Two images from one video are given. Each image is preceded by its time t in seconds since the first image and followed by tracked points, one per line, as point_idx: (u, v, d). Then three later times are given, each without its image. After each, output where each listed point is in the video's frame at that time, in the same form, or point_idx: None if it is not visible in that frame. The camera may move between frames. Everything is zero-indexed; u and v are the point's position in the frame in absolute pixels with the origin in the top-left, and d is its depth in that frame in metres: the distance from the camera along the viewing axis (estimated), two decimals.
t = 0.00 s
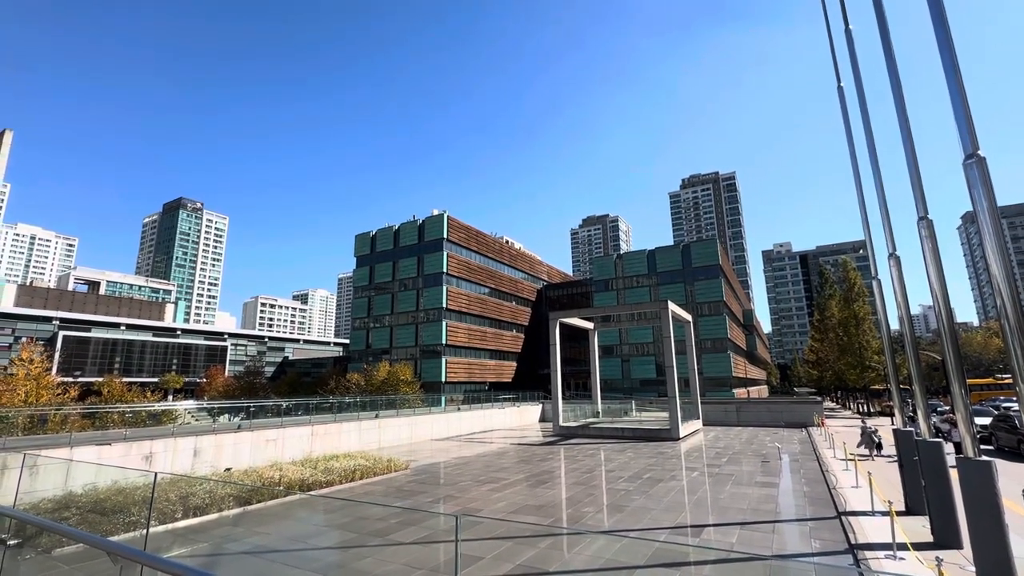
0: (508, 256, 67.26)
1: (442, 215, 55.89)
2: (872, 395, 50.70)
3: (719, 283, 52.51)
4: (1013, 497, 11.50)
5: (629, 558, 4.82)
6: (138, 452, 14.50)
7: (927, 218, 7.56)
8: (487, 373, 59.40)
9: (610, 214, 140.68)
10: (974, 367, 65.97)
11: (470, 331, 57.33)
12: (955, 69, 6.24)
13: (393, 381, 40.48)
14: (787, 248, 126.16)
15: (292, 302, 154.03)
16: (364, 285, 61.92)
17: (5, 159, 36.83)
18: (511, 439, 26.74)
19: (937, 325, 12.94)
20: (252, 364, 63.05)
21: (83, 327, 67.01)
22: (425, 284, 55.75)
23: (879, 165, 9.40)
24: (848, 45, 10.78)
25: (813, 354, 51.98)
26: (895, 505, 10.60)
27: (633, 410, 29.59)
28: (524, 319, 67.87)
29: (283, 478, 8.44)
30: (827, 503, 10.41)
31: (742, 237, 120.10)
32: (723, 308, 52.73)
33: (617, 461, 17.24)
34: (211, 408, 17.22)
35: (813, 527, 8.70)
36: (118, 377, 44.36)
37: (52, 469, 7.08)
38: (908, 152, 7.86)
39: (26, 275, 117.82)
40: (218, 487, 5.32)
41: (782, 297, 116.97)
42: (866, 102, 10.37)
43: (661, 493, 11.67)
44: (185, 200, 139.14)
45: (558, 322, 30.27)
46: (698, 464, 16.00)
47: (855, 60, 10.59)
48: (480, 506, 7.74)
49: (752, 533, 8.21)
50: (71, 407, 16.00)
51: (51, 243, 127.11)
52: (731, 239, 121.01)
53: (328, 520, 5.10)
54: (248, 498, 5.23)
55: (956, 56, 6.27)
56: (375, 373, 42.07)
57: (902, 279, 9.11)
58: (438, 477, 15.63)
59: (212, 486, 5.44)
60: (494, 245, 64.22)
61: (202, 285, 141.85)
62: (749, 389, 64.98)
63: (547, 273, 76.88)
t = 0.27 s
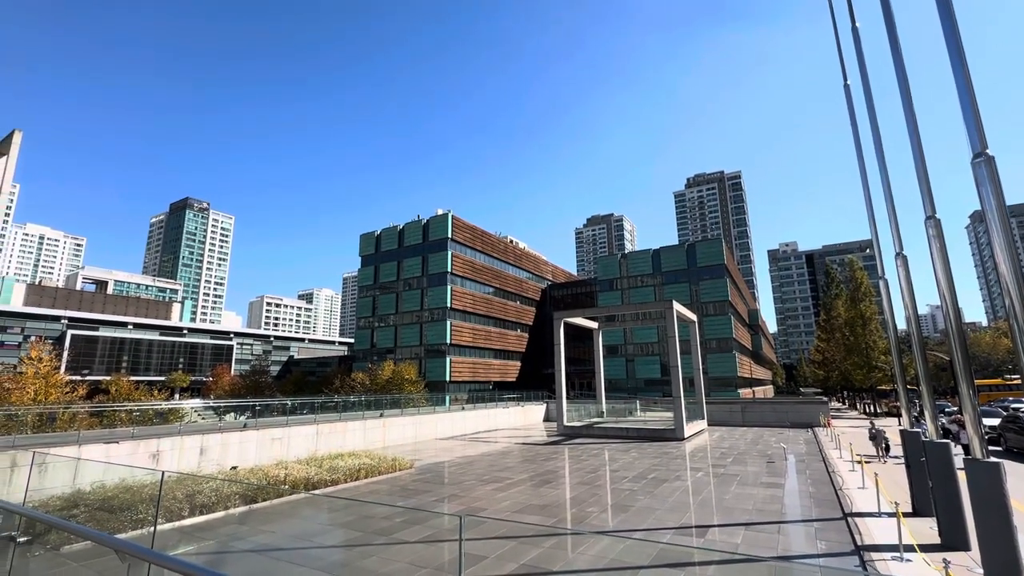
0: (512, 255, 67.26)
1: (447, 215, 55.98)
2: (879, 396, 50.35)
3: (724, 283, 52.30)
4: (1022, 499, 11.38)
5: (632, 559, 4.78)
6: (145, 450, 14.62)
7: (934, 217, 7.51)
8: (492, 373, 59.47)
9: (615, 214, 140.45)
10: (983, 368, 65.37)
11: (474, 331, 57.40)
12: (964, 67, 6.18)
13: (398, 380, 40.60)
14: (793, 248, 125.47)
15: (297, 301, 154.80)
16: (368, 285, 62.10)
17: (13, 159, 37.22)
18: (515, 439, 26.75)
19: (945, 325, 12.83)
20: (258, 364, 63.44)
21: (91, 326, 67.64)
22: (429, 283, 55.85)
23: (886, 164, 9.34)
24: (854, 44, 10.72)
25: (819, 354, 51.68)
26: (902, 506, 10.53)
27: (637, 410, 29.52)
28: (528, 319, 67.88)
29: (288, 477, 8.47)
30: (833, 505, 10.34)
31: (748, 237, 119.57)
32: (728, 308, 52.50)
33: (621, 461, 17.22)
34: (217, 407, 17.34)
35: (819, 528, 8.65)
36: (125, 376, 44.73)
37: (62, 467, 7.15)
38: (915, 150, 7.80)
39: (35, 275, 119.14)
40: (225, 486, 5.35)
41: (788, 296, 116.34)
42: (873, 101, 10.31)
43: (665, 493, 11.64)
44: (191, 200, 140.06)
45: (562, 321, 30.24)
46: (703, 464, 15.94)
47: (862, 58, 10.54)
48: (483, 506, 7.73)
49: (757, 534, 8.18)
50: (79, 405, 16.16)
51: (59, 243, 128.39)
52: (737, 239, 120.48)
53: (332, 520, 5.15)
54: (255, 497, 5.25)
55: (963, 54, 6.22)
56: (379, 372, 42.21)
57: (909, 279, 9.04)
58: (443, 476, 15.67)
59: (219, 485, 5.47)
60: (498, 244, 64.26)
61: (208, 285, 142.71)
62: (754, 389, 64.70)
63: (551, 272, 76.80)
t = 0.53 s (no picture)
0: (520, 254, 67.24)
1: (454, 214, 56.09)
2: (891, 395, 49.72)
3: (733, 282, 51.91)
4: None
5: (640, 559, 4.75)
6: (157, 447, 14.83)
7: (948, 215, 7.39)
8: (499, 371, 59.55)
9: (623, 212, 139.87)
10: (998, 368, 64.26)
11: (482, 330, 57.48)
12: (979, 62, 6.07)
13: (406, 378, 40.81)
14: (804, 246, 124.14)
15: (306, 300, 155.99)
16: (377, 284, 62.38)
17: (28, 160, 37.89)
18: (522, 438, 26.78)
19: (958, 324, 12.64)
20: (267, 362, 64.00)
21: (105, 325, 68.72)
22: (437, 282, 56.02)
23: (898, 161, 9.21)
24: (866, 39, 10.58)
25: (830, 353, 51.10)
26: (914, 508, 10.39)
27: (646, 409, 29.39)
28: (536, 318, 67.85)
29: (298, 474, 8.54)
30: (844, 505, 10.23)
31: (757, 235, 118.52)
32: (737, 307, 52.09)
33: (629, 460, 17.15)
34: (227, 405, 17.54)
35: (829, 529, 8.56)
36: (138, 374, 45.33)
37: (77, 463, 7.28)
38: (929, 147, 7.69)
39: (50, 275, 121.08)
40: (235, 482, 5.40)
41: (798, 295, 115.15)
42: (885, 96, 10.17)
43: (674, 493, 11.57)
44: (202, 200, 141.53)
45: (570, 320, 30.18)
46: (712, 464, 15.84)
47: (874, 54, 10.40)
48: (491, 505, 7.71)
49: (766, 534, 8.12)
50: (94, 403, 16.44)
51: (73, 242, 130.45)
52: (746, 237, 119.45)
53: (342, 516, 5.25)
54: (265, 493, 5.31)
55: (979, 48, 6.11)
56: (388, 370, 42.42)
57: (922, 277, 8.92)
58: (450, 474, 15.72)
59: (230, 482, 5.52)
60: (506, 243, 64.26)
61: (219, 283, 144.26)
62: (764, 388, 64.15)
63: (559, 271, 76.67)
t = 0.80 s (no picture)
0: (531, 252, 67.18)
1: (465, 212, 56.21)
2: (908, 394, 48.84)
3: (746, 279, 51.36)
4: None
5: (652, 557, 4.80)
6: (174, 443, 15.09)
7: (969, 209, 7.22)
8: (510, 369, 59.69)
9: (634, 209, 138.95)
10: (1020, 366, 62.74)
11: (493, 327, 57.62)
12: (1001, 55, 5.94)
13: (417, 376, 41.09)
14: (819, 242, 122.28)
15: (319, 298, 157.60)
16: (388, 282, 62.72)
17: (47, 162, 38.74)
18: (533, 435, 26.80)
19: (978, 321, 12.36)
20: (281, 360, 64.87)
21: (123, 323, 70.17)
22: (448, 280, 56.22)
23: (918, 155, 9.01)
24: (884, 32, 10.37)
25: (845, 351, 50.34)
26: (933, 508, 10.21)
27: (657, 407, 29.23)
28: (546, 315, 67.80)
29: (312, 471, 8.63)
30: (860, 505, 10.10)
31: (771, 231, 116.98)
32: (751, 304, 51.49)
33: (641, 458, 17.09)
34: (242, 401, 17.81)
35: (845, 528, 8.46)
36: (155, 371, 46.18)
37: (98, 459, 7.43)
38: (950, 141, 7.51)
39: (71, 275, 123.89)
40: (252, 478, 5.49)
41: (813, 292, 113.50)
42: (903, 90, 9.96)
43: (687, 492, 11.51)
44: (216, 199, 143.41)
45: (581, 318, 30.07)
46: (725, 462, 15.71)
47: (891, 47, 10.19)
48: (501, 503, 7.69)
49: (780, 534, 8.03)
50: (113, 399, 16.77)
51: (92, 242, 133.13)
52: (759, 233, 117.99)
53: (356, 512, 5.26)
54: (281, 488, 5.38)
55: (1000, 43, 5.98)
56: (399, 368, 42.68)
57: (941, 274, 8.74)
58: (462, 471, 15.79)
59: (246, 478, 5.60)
60: (516, 241, 64.22)
61: (233, 282, 146.24)
62: (778, 387, 63.51)
63: (570, 268, 76.45)
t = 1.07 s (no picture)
0: (544, 249, 67.02)
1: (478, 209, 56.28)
2: (932, 391, 47.67)
3: (763, 275, 50.60)
4: None
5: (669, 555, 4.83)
6: (196, 438, 15.42)
7: (997, 203, 7.02)
8: (524, 366, 59.77)
9: (648, 205, 137.68)
10: None
11: (507, 324, 57.70)
12: None
13: (432, 372, 41.37)
14: (839, 237, 119.79)
15: (335, 296, 159.51)
16: (402, 279, 63.14)
17: (72, 164, 39.79)
18: (547, 432, 26.79)
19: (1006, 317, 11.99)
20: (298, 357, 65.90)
21: (146, 321, 71.91)
22: (461, 277, 56.41)
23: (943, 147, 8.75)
24: (907, 20, 10.09)
25: (866, 348, 49.32)
26: (959, 509, 9.96)
27: (672, 404, 28.99)
28: (560, 312, 67.67)
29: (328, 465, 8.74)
30: (881, 504, 9.91)
31: (789, 226, 114.94)
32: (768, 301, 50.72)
33: (656, 456, 16.99)
34: (260, 398, 18.15)
35: (866, 528, 8.31)
36: (177, 367, 47.27)
37: (123, 453, 7.63)
38: (976, 132, 7.30)
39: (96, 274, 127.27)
40: (271, 472, 5.58)
41: (832, 287, 111.31)
42: (928, 80, 9.68)
43: (703, 489, 11.41)
44: (234, 199, 145.71)
45: (595, 315, 29.92)
46: (741, 460, 15.52)
47: (915, 36, 9.91)
48: (516, 498, 7.71)
49: (799, 533, 7.93)
50: (136, 395, 17.18)
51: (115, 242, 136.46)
52: (777, 228, 116.07)
53: (371, 507, 5.33)
54: (299, 482, 5.47)
55: None
56: (414, 364, 42.98)
57: (967, 269, 8.51)
58: (476, 467, 15.86)
59: (266, 472, 5.69)
60: (529, 237, 64.13)
61: (251, 280, 148.64)
62: (796, 384, 62.53)
63: (583, 265, 76.14)
